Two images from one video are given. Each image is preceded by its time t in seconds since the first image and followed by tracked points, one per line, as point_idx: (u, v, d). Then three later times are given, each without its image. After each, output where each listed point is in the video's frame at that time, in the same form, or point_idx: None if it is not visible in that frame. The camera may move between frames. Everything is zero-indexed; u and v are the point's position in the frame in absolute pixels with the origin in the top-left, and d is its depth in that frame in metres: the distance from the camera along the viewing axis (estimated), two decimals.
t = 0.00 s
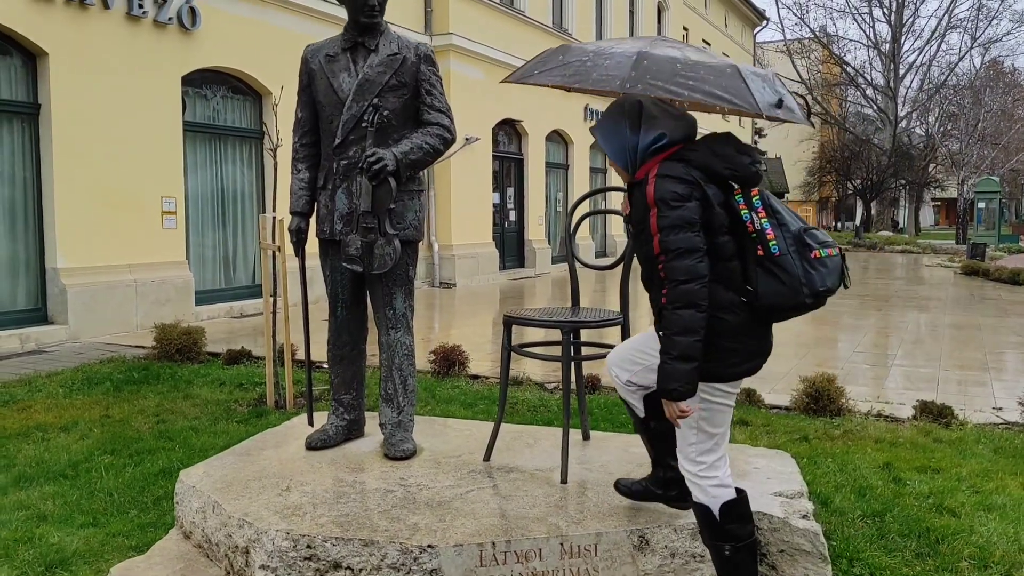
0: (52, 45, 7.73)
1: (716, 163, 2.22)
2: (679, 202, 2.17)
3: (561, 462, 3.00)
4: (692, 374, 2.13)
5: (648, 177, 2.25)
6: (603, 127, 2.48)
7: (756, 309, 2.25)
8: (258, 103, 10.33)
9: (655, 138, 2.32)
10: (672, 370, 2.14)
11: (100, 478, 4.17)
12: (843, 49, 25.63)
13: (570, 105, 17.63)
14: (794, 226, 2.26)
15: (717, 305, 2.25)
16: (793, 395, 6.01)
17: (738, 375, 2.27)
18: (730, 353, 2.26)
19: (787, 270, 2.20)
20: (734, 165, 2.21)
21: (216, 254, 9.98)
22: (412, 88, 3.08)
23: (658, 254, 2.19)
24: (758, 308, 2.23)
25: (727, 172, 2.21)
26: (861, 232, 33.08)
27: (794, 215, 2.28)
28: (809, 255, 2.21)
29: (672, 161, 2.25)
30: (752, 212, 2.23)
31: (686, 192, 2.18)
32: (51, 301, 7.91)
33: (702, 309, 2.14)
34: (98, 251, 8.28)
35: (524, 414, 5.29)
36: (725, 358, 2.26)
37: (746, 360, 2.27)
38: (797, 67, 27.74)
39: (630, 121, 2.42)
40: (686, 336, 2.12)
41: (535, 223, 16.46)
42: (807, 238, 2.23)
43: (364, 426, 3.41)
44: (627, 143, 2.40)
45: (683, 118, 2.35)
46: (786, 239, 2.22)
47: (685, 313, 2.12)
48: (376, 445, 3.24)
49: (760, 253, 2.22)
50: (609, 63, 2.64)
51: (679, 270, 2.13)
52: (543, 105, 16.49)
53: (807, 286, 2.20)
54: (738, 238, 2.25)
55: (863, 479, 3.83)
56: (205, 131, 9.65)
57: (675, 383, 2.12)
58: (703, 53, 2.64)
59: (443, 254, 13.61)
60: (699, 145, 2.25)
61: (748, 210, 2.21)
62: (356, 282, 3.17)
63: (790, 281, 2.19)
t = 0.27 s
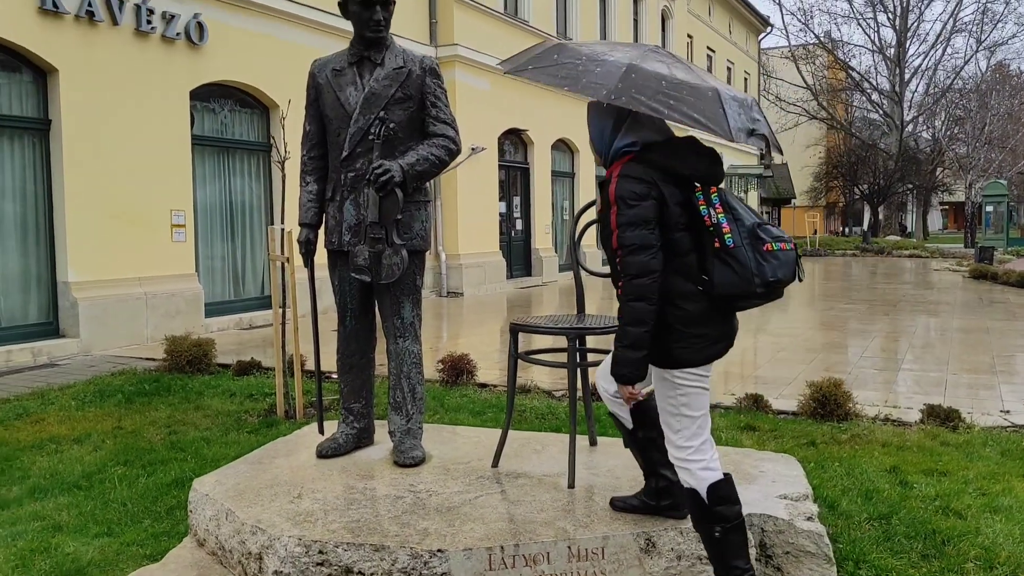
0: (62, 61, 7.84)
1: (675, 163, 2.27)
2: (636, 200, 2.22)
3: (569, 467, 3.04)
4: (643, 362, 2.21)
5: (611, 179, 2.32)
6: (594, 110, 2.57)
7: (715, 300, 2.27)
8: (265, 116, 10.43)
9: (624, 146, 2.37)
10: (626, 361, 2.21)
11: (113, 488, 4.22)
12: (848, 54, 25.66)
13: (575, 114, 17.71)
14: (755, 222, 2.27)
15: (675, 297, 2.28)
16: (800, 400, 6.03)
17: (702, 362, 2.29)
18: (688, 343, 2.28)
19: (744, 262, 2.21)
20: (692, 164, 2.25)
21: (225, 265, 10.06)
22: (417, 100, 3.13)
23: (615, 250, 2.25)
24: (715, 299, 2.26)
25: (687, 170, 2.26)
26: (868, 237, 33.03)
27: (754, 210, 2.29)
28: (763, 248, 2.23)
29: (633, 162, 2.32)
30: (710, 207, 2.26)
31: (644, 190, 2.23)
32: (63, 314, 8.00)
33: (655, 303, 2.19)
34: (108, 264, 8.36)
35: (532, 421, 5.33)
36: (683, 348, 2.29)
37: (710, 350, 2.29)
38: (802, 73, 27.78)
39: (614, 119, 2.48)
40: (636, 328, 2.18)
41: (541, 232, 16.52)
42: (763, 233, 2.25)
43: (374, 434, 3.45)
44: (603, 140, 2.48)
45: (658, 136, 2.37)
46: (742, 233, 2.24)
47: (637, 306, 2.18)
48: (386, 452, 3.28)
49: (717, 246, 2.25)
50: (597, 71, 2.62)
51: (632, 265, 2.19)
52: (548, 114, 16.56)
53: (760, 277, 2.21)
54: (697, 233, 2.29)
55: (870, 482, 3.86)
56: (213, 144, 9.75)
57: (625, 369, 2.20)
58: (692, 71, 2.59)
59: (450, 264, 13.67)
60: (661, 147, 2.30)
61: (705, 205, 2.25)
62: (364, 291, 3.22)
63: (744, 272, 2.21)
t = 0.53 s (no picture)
0: (80, 79, 7.97)
1: (658, 133, 2.53)
2: (618, 165, 2.49)
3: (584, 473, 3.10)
4: (610, 317, 2.48)
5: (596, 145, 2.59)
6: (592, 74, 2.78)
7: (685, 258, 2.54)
8: (279, 130, 10.56)
9: (613, 116, 2.61)
10: (597, 314, 2.49)
11: (135, 499, 4.29)
12: (858, 61, 25.65)
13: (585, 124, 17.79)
14: (729, 187, 2.53)
15: (650, 253, 2.55)
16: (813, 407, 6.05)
17: (671, 315, 2.55)
18: (660, 296, 2.55)
19: (714, 224, 2.48)
20: (674, 134, 2.51)
21: (239, 277, 10.16)
22: (432, 114, 3.20)
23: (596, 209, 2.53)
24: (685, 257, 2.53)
25: (667, 139, 2.53)
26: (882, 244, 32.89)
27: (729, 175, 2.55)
28: (733, 211, 2.49)
29: (617, 130, 2.58)
30: (688, 171, 2.52)
31: (625, 156, 2.50)
32: (81, 328, 8.11)
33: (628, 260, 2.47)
34: (125, 278, 8.48)
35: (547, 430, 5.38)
36: (654, 301, 2.55)
37: (678, 303, 2.56)
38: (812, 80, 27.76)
39: (609, 87, 2.71)
40: (608, 285, 2.46)
41: (553, 242, 16.58)
42: (734, 196, 2.51)
43: (392, 442, 3.51)
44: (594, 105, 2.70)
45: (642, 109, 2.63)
46: (715, 196, 2.50)
47: (611, 263, 2.46)
48: (403, 460, 3.34)
49: (691, 206, 2.51)
50: (587, 32, 2.83)
51: (610, 223, 2.47)
52: (558, 125, 16.65)
53: (730, 237, 2.47)
54: (674, 196, 2.56)
55: (883, 486, 3.88)
56: (227, 158, 9.87)
57: (594, 324, 2.48)
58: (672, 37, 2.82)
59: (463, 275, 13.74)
60: (645, 119, 2.55)
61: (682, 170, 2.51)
62: (381, 302, 3.29)
63: (715, 233, 2.46)
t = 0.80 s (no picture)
0: (111, 102, 8.17)
1: (655, 143, 2.61)
2: (616, 171, 2.57)
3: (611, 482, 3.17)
4: (610, 317, 2.57)
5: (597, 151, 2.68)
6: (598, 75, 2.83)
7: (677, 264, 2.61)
8: (304, 148, 10.74)
9: (614, 123, 2.71)
10: (597, 315, 2.57)
11: (171, 512, 4.40)
12: (880, 69, 25.52)
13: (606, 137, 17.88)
14: (719, 197, 2.61)
15: (643, 259, 2.63)
16: (838, 416, 6.06)
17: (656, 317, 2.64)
18: (651, 300, 2.63)
19: (705, 232, 2.55)
20: (669, 145, 2.59)
21: (266, 292, 10.31)
22: (457, 134, 3.29)
23: (595, 214, 2.62)
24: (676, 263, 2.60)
25: (663, 149, 2.61)
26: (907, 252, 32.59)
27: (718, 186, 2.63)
28: (722, 221, 2.57)
29: (617, 136, 2.67)
30: (680, 181, 2.59)
31: (624, 163, 2.59)
32: (113, 345, 8.28)
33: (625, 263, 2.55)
34: (156, 296, 8.65)
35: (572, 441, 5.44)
36: (643, 303, 2.64)
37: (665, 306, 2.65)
38: (834, 88, 27.65)
39: (611, 91, 2.75)
40: (607, 286, 2.55)
41: (575, 255, 16.63)
42: (722, 207, 2.59)
43: (421, 454, 3.59)
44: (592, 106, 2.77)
45: (641, 117, 2.72)
46: (705, 206, 2.58)
47: (610, 266, 2.55)
48: (432, 471, 3.42)
49: (682, 215, 2.59)
50: (611, 29, 3.27)
51: (607, 227, 2.56)
52: (579, 138, 16.73)
53: (717, 246, 2.55)
54: (667, 202, 2.64)
55: (908, 494, 3.90)
56: (254, 176, 10.06)
57: (595, 323, 2.56)
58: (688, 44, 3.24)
59: (486, 288, 13.83)
60: (643, 128, 2.65)
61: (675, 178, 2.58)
62: (409, 318, 3.37)
63: (704, 241, 2.54)
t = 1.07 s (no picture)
0: (135, 114, 8.30)
1: (636, 163, 2.70)
2: (599, 188, 2.66)
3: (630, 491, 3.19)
4: (589, 327, 2.62)
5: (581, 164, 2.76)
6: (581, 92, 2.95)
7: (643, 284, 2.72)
8: (324, 159, 10.85)
9: (601, 133, 2.80)
10: (576, 323, 2.62)
11: (195, 519, 4.46)
12: (900, 74, 25.36)
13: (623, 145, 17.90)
14: (689, 225, 2.72)
15: (614, 276, 2.71)
16: (858, 424, 6.03)
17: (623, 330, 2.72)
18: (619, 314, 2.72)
19: (671, 259, 2.66)
20: (650, 168, 2.69)
21: (286, 301, 10.41)
22: (476, 146, 3.34)
23: (574, 226, 2.69)
24: (644, 284, 2.70)
25: (642, 171, 2.70)
26: (929, 258, 32.30)
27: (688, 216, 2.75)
28: (687, 251, 2.69)
29: (600, 153, 2.75)
30: (654, 205, 2.69)
31: (607, 180, 2.67)
32: (137, 354, 8.40)
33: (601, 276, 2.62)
34: (179, 305, 8.76)
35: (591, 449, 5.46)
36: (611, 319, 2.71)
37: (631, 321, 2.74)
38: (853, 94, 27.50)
39: (593, 103, 2.87)
40: (587, 296, 2.60)
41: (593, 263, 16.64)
42: (689, 238, 2.70)
43: (441, 462, 3.63)
44: (580, 120, 2.87)
45: (621, 127, 2.82)
46: (675, 233, 2.69)
47: (588, 277, 2.61)
48: (453, 479, 3.45)
49: (652, 239, 2.69)
50: (606, 32, 3.82)
51: (585, 241, 2.63)
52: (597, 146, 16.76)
53: (679, 274, 2.67)
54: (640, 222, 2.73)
55: (929, 503, 3.89)
56: (275, 187, 10.17)
57: (575, 333, 2.60)
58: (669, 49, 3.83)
59: (505, 296, 13.87)
60: (626, 146, 2.74)
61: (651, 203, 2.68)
62: (430, 327, 3.41)
63: (670, 267, 2.66)
